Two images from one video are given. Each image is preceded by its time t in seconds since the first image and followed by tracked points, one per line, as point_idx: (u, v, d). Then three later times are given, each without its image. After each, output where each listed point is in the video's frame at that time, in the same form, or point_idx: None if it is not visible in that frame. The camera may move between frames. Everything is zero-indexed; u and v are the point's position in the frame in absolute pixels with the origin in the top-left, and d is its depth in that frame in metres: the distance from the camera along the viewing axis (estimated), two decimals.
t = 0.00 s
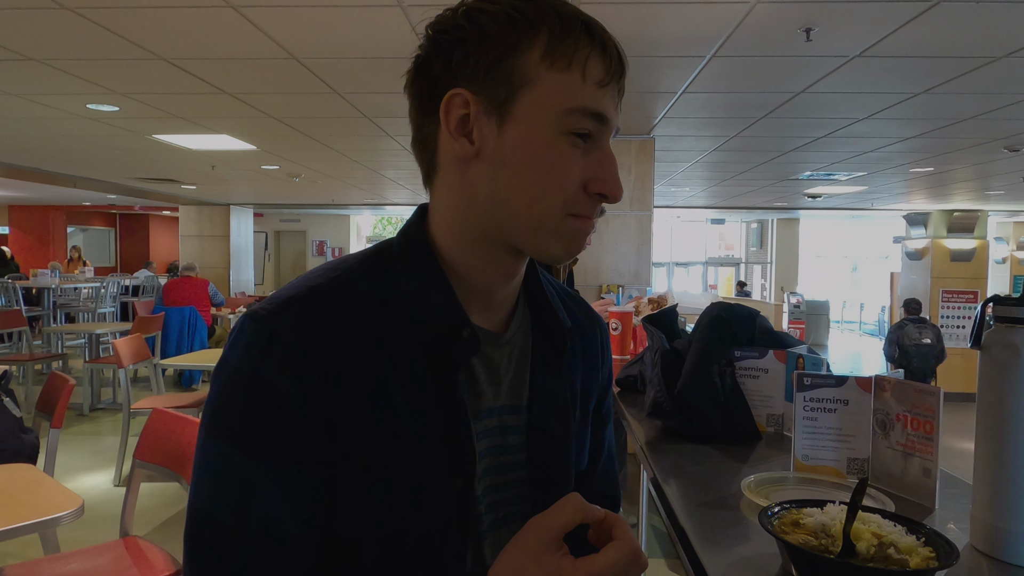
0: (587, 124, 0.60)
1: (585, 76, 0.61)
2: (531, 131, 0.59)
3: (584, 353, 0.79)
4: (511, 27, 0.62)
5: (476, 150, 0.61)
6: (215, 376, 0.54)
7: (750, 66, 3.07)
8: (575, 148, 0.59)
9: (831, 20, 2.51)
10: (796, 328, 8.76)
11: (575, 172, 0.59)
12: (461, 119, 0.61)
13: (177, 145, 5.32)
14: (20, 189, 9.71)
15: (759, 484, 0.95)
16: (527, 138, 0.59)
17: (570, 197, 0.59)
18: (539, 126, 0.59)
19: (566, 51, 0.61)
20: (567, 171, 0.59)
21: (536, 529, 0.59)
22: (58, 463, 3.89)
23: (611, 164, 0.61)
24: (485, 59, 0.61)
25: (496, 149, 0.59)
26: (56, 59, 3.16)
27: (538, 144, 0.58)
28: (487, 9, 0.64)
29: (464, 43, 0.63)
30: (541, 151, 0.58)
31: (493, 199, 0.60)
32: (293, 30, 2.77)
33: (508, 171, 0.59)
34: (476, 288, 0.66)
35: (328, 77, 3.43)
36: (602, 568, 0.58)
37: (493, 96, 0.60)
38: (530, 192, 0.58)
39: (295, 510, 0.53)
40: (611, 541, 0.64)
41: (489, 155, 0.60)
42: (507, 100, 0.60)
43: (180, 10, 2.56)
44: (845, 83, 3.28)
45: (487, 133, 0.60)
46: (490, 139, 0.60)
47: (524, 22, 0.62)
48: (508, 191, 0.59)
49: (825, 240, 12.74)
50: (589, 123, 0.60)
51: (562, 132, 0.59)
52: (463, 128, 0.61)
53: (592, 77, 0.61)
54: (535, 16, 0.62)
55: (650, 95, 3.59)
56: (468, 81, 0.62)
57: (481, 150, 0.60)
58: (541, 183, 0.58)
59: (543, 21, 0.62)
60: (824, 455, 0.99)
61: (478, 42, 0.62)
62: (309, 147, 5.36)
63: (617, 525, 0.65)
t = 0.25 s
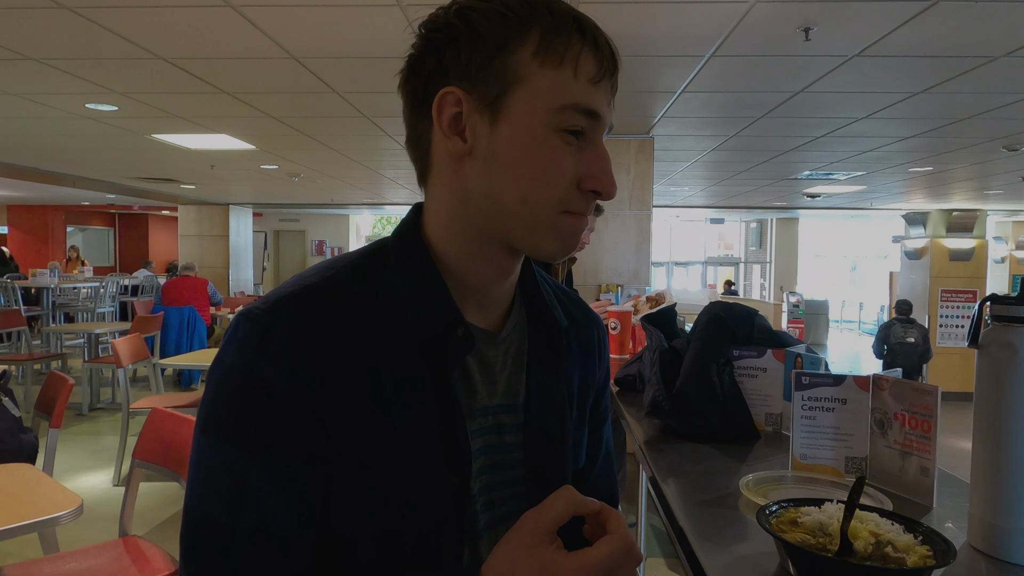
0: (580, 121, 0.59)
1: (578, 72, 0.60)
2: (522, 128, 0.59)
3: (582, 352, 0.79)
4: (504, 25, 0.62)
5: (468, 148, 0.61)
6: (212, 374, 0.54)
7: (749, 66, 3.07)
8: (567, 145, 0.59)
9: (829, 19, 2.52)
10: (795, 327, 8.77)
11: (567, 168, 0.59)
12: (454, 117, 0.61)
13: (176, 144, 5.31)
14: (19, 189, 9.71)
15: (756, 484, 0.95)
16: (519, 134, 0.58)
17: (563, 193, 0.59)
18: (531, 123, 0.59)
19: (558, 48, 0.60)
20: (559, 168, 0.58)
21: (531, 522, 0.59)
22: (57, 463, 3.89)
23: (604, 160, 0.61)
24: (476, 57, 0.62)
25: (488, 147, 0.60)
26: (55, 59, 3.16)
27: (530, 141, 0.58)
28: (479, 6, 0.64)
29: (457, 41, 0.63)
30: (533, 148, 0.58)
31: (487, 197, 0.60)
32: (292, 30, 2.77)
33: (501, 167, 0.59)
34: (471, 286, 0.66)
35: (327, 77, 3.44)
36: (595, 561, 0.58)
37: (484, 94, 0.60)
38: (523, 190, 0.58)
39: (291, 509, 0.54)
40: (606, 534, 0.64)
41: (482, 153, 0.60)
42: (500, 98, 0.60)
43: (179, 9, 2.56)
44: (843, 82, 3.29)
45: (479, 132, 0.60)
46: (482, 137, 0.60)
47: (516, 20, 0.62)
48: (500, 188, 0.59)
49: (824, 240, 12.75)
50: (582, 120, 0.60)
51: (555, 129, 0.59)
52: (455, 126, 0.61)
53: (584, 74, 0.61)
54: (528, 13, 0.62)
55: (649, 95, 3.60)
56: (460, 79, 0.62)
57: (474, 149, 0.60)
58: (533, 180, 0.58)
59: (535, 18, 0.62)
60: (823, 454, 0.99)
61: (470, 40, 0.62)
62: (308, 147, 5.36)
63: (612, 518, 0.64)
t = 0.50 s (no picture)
0: (563, 118, 0.59)
1: (561, 67, 0.60)
2: (504, 126, 0.59)
3: (581, 351, 0.79)
4: (489, 23, 0.62)
5: (455, 146, 0.61)
6: (210, 374, 0.54)
7: (748, 66, 3.07)
8: (550, 141, 0.59)
9: (829, 19, 2.52)
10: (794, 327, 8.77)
11: (551, 166, 0.59)
12: (441, 115, 0.62)
13: (175, 144, 5.31)
14: (18, 189, 9.70)
15: (757, 483, 0.95)
16: (502, 131, 0.59)
17: (546, 190, 0.59)
18: (514, 120, 0.59)
19: (542, 44, 0.60)
20: (543, 166, 0.58)
21: (530, 516, 0.59)
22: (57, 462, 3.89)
23: (590, 157, 0.60)
24: (461, 55, 0.62)
25: (474, 144, 0.60)
26: (54, 59, 3.16)
27: (513, 139, 0.58)
28: (466, 5, 0.64)
29: (444, 41, 0.64)
30: (518, 145, 0.58)
31: (474, 195, 0.60)
32: (292, 30, 2.77)
33: (486, 165, 0.59)
34: (467, 285, 0.66)
35: (328, 77, 3.44)
36: (576, 543, 0.56)
37: (469, 92, 0.61)
38: (506, 187, 0.58)
39: (290, 507, 0.54)
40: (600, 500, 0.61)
41: (468, 151, 0.60)
42: (485, 95, 0.60)
43: (178, 9, 2.56)
44: (842, 82, 3.29)
45: (464, 130, 0.61)
46: (467, 135, 0.60)
47: (502, 17, 0.62)
48: (484, 186, 0.59)
49: (823, 239, 12.76)
50: (565, 116, 0.60)
51: (539, 126, 0.59)
52: (442, 124, 0.62)
53: (568, 69, 0.60)
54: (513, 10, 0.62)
55: (649, 94, 3.60)
56: (447, 78, 0.62)
57: (460, 147, 0.61)
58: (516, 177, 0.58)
59: (519, 14, 0.62)
60: (822, 453, 0.99)
61: (456, 39, 0.63)
62: (308, 146, 5.35)
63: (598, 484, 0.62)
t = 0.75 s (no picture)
0: (542, 113, 0.59)
1: (540, 61, 0.59)
2: (483, 122, 0.59)
3: (580, 350, 0.79)
4: (470, 21, 0.62)
5: (440, 144, 0.62)
6: (208, 370, 0.55)
7: (747, 65, 3.07)
8: (530, 137, 0.59)
9: (829, 18, 2.52)
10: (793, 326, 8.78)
11: (530, 162, 0.58)
12: (426, 114, 0.63)
13: (174, 143, 5.30)
14: (17, 188, 9.69)
15: (755, 482, 0.95)
16: (481, 128, 0.59)
17: (526, 187, 0.58)
18: (492, 115, 0.59)
19: (521, 38, 0.60)
20: (523, 162, 0.58)
21: None
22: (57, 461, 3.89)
23: (572, 153, 0.60)
24: (444, 54, 0.63)
25: (455, 142, 0.60)
26: (53, 58, 3.16)
27: (491, 135, 0.58)
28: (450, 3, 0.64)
29: (430, 41, 0.65)
30: (496, 141, 0.58)
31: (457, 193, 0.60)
32: (290, 28, 2.77)
33: (466, 162, 0.59)
34: (461, 283, 0.66)
35: (326, 76, 3.44)
36: None
37: (451, 90, 0.61)
38: (484, 184, 0.58)
39: (288, 503, 0.54)
40: None
41: (450, 148, 0.61)
42: (466, 93, 0.60)
43: (177, 8, 2.56)
44: (841, 82, 3.29)
45: (448, 127, 0.61)
46: (450, 132, 0.61)
47: (482, 14, 0.62)
48: (465, 183, 0.59)
49: (822, 239, 12.76)
50: (545, 111, 0.59)
51: (517, 122, 0.59)
52: (427, 123, 0.63)
53: (547, 61, 0.59)
54: (494, 6, 0.62)
55: (649, 94, 3.59)
56: (432, 77, 0.63)
57: (444, 144, 0.62)
58: (493, 174, 0.58)
59: (500, 10, 0.62)
60: (822, 453, 1.00)
61: (440, 39, 0.64)
62: (307, 145, 5.35)
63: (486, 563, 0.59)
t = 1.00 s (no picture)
0: (539, 106, 0.59)
1: (535, 52, 0.59)
2: (480, 116, 0.58)
3: (581, 348, 0.78)
4: (464, 15, 0.62)
5: (437, 140, 0.62)
6: (203, 369, 0.54)
7: (747, 64, 3.07)
8: (527, 130, 0.58)
9: (829, 16, 2.51)
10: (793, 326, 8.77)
11: (529, 155, 0.58)
12: (423, 110, 0.63)
13: (173, 142, 5.29)
14: (16, 187, 9.67)
15: (756, 479, 0.95)
16: (478, 121, 0.58)
17: (526, 180, 0.58)
18: (488, 109, 0.58)
19: (515, 29, 0.60)
20: (521, 155, 0.58)
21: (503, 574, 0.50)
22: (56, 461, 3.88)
23: (571, 145, 0.60)
24: (440, 49, 0.63)
25: (452, 136, 0.60)
26: (51, 56, 3.15)
27: (487, 128, 0.58)
28: None
29: (426, 38, 0.65)
30: (492, 135, 0.58)
31: (455, 188, 0.60)
32: (289, 27, 2.76)
33: (463, 156, 0.59)
34: (461, 280, 0.66)
35: (325, 75, 3.43)
36: None
37: (447, 85, 0.61)
38: (483, 178, 0.58)
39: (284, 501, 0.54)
40: None
41: (447, 143, 0.61)
42: (461, 87, 0.60)
43: (176, 6, 2.55)
44: (841, 81, 3.29)
45: (445, 121, 0.61)
46: (446, 127, 0.61)
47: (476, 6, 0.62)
48: (463, 177, 0.59)
49: (822, 238, 12.76)
50: (542, 103, 0.59)
51: (513, 114, 0.58)
52: (424, 119, 0.63)
53: (542, 52, 0.59)
54: None
55: (649, 92, 3.59)
56: (428, 73, 0.63)
57: (440, 140, 0.62)
58: (490, 167, 0.58)
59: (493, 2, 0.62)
60: (822, 450, 0.99)
61: (436, 35, 0.64)
62: (306, 144, 5.34)
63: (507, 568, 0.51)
